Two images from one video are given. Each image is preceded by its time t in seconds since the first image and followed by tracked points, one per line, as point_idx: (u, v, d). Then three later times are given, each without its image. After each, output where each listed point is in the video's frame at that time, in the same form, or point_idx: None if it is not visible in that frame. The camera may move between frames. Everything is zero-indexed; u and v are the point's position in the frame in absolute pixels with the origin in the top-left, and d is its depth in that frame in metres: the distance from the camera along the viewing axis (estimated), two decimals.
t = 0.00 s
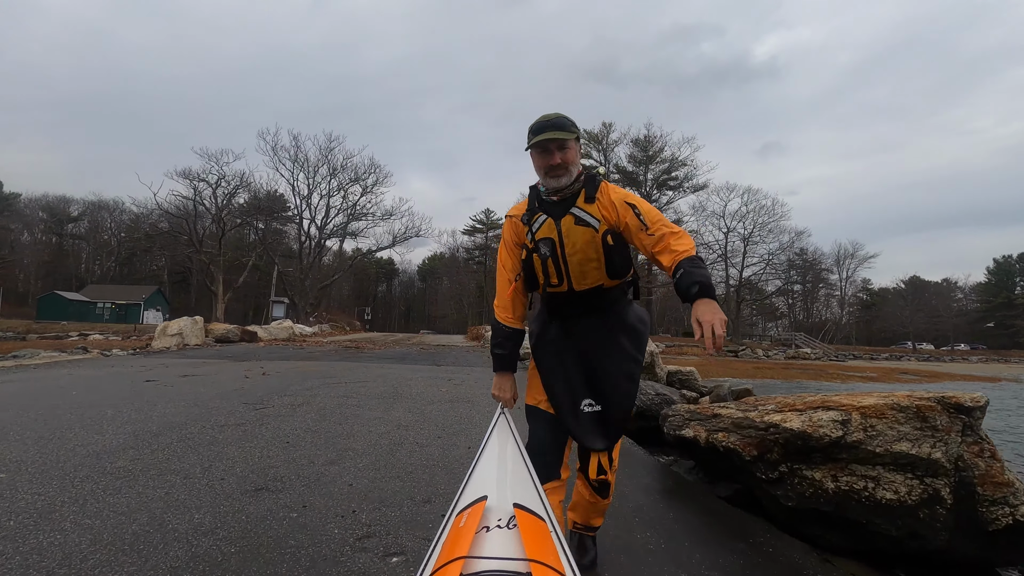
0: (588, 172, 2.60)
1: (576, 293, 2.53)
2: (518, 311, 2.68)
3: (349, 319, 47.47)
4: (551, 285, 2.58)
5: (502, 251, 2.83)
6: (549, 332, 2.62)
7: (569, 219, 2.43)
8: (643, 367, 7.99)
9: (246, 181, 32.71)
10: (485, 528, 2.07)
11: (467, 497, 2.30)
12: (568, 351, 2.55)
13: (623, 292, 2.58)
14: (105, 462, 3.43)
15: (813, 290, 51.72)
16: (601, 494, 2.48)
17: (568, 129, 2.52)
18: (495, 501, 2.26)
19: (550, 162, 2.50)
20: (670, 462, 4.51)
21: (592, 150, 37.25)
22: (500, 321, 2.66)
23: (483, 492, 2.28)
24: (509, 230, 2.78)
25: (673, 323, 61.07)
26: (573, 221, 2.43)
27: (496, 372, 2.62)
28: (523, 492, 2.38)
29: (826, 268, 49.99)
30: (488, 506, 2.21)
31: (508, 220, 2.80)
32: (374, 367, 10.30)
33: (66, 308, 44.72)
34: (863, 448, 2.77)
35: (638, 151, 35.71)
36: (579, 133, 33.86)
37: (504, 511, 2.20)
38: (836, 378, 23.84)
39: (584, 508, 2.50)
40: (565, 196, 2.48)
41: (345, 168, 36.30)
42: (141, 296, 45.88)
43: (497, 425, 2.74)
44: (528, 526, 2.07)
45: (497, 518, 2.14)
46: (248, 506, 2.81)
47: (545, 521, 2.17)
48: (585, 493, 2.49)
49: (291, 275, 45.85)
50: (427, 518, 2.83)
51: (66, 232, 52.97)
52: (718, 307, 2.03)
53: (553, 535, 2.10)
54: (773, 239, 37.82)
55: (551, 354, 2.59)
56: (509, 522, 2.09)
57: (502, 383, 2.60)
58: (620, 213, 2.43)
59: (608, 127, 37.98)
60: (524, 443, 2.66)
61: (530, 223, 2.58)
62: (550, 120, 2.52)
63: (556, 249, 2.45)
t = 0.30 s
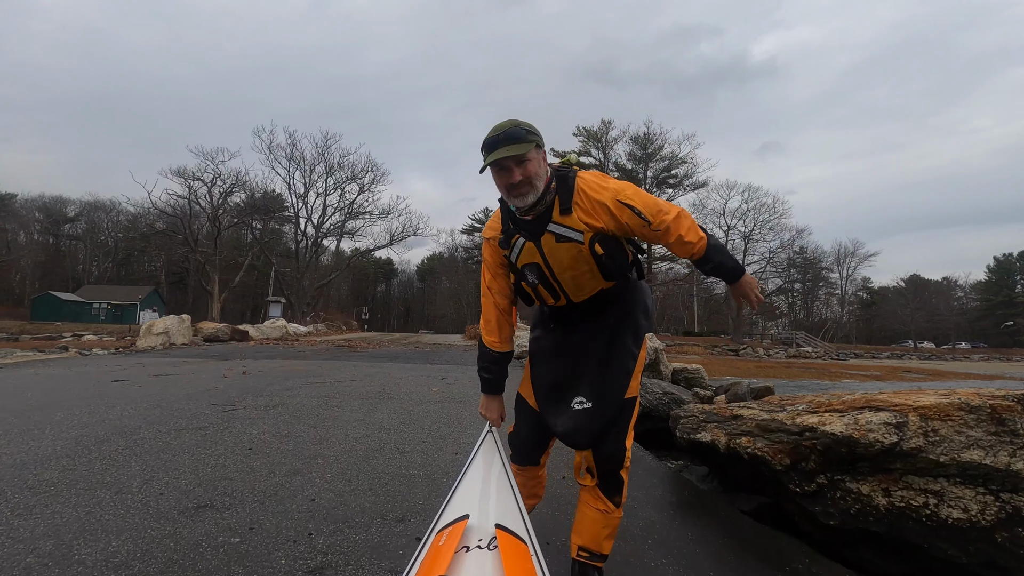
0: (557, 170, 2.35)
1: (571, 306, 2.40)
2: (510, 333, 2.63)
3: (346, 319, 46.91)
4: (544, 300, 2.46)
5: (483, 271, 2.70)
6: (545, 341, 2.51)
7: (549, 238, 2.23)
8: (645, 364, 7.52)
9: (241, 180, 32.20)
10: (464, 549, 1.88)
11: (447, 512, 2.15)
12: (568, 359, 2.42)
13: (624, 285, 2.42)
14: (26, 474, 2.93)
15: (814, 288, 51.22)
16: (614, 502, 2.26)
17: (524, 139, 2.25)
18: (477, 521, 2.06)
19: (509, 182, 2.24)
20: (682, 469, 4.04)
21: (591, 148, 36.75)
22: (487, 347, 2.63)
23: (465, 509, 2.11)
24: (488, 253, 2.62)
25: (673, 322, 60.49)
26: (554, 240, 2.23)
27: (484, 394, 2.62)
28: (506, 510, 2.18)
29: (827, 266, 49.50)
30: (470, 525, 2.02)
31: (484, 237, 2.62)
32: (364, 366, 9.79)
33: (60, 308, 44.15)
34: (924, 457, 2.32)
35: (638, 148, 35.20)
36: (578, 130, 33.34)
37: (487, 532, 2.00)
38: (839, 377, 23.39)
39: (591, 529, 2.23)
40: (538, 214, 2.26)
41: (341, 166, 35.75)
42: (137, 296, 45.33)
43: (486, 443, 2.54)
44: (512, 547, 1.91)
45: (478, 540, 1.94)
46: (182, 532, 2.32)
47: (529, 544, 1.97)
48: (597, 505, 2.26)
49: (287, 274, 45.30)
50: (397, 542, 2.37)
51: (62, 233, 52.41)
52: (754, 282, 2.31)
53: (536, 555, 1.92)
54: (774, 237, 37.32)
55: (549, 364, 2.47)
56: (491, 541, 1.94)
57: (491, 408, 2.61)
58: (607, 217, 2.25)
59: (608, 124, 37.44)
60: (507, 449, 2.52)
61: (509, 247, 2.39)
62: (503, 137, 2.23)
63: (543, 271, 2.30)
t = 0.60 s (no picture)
0: (547, 178, 1.97)
1: (576, 314, 2.05)
2: (519, 336, 2.31)
3: (344, 316, 46.53)
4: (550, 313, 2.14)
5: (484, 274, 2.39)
6: (551, 340, 2.16)
7: (545, 254, 1.91)
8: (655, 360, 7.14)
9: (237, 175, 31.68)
10: (491, 555, 1.64)
11: (470, 519, 1.88)
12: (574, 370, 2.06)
13: (633, 281, 2.01)
14: None
15: (814, 285, 50.84)
16: (644, 504, 1.82)
17: (503, 156, 1.87)
18: (502, 524, 1.81)
19: (493, 207, 1.89)
20: (704, 477, 3.68)
21: (591, 144, 36.33)
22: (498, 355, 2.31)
23: (488, 514, 1.85)
24: (485, 258, 2.30)
25: (672, 319, 60.11)
26: (551, 255, 1.91)
27: (500, 398, 2.35)
28: (529, 510, 1.91)
29: (827, 263, 49.21)
30: (494, 527, 1.78)
31: (479, 244, 2.30)
32: (360, 365, 9.41)
33: (57, 305, 43.77)
34: (1014, 474, 1.92)
35: (638, 145, 34.80)
36: (578, 127, 32.93)
37: (513, 534, 1.75)
38: (842, 375, 23.09)
39: (626, 540, 1.76)
40: (529, 232, 1.93)
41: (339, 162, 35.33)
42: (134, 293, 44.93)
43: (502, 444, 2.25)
44: (541, 550, 1.67)
45: (505, 543, 1.70)
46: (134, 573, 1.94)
47: (560, 545, 1.73)
48: (627, 510, 1.81)
49: (285, 271, 44.91)
50: None
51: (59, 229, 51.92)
52: (726, 281, 2.18)
53: (566, 558, 1.69)
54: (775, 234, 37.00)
55: (555, 366, 2.12)
56: (518, 544, 1.69)
57: (505, 412, 2.37)
58: (604, 228, 1.89)
59: (608, 119, 36.98)
60: (523, 447, 2.16)
61: (506, 261, 2.08)
62: (479, 157, 1.88)
63: (542, 287, 1.99)
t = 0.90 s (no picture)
0: (555, 178, 1.77)
1: (593, 319, 1.85)
2: (533, 341, 2.12)
3: (343, 311, 46.33)
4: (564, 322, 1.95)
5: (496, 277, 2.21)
6: (567, 342, 1.97)
7: (554, 261, 1.73)
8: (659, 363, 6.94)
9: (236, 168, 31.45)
10: (504, 560, 1.45)
11: (482, 519, 1.69)
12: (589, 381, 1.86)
13: (655, 287, 1.78)
14: None
15: (813, 286, 50.68)
16: (671, 515, 1.60)
17: (503, 156, 1.73)
18: (513, 529, 1.61)
19: (495, 209, 1.74)
20: (718, 483, 3.48)
21: (593, 141, 36.13)
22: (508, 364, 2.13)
23: (498, 518, 1.66)
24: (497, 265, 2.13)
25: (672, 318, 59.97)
26: (560, 262, 1.72)
27: (508, 404, 2.17)
28: (540, 515, 1.71)
29: (827, 264, 49.09)
30: (505, 531, 1.59)
31: (490, 247, 2.13)
32: (359, 361, 9.20)
33: (54, 298, 43.50)
34: None
35: (640, 143, 34.61)
36: (580, 124, 32.74)
37: (525, 537, 1.56)
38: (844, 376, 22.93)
39: (650, 553, 1.57)
40: (535, 238, 1.75)
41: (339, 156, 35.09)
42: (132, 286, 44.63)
43: (508, 448, 2.05)
44: (560, 555, 1.48)
45: (517, 547, 1.51)
46: None
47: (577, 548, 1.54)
48: (653, 521, 1.60)
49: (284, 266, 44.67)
50: None
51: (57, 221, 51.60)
52: (763, 308, 1.86)
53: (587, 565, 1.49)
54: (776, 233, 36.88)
55: (569, 371, 1.92)
56: (531, 546, 1.50)
57: (514, 417, 2.18)
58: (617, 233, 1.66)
59: (611, 117, 36.80)
60: (534, 453, 1.96)
61: (514, 268, 1.90)
62: (478, 157, 1.74)
63: (554, 294, 1.80)
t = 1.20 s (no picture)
0: (560, 178, 1.77)
1: (604, 320, 1.85)
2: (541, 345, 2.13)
3: (342, 305, 46.31)
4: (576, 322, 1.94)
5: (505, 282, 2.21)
6: (578, 341, 1.97)
7: (564, 260, 1.72)
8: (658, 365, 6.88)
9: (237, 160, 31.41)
10: (501, 561, 1.44)
11: (481, 519, 1.70)
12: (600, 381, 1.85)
13: (667, 283, 1.78)
14: None
15: (813, 288, 50.66)
16: (671, 519, 1.58)
17: (505, 156, 1.72)
18: (510, 529, 1.60)
19: (500, 211, 1.73)
20: (715, 482, 3.48)
21: (595, 139, 36.09)
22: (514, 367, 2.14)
23: (496, 520, 1.65)
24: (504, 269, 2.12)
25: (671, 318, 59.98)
26: (570, 261, 1.71)
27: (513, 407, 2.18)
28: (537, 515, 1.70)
29: (827, 267, 49.08)
30: (502, 532, 1.58)
31: (499, 251, 2.13)
32: (359, 355, 9.18)
33: (53, 286, 43.44)
34: None
35: (643, 141, 34.58)
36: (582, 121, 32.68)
37: (522, 537, 1.55)
38: (842, 378, 22.90)
39: (649, 553, 1.57)
40: (544, 238, 1.74)
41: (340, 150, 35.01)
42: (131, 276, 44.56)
43: (507, 448, 2.05)
44: (557, 556, 1.48)
45: (514, 548, 1.50)
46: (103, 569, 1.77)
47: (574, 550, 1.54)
48: (651, 521, 1.60)
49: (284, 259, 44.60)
50: None
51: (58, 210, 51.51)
52: (768, 302, 1.83)
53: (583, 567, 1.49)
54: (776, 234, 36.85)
55: (576, 370, 1.94)
56: (527, 547, 1.50)
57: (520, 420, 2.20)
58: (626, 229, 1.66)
59: (613, 116, 36.77)
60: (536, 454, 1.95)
61: (524, 269, 1.91)
62: (480, 157, 1.73)
63: (566, 294, 1.80)
